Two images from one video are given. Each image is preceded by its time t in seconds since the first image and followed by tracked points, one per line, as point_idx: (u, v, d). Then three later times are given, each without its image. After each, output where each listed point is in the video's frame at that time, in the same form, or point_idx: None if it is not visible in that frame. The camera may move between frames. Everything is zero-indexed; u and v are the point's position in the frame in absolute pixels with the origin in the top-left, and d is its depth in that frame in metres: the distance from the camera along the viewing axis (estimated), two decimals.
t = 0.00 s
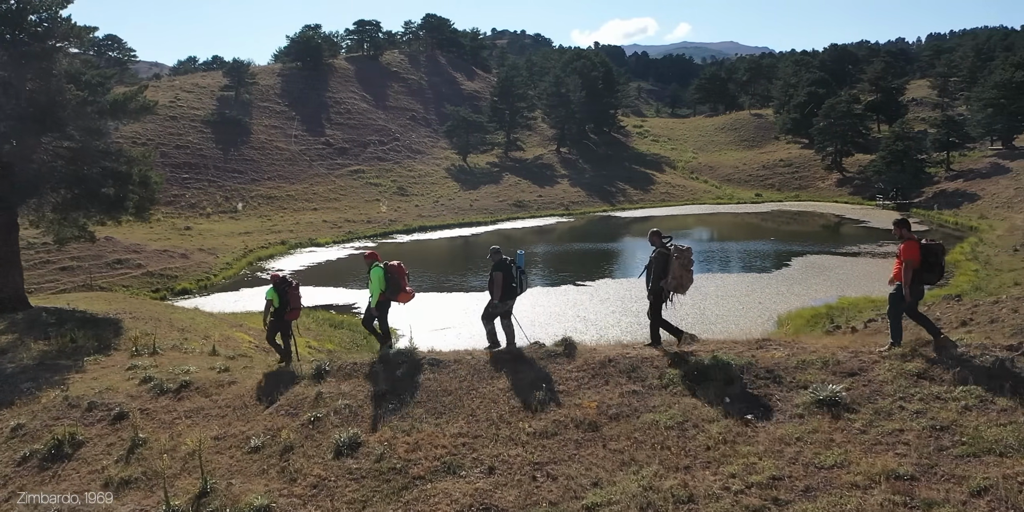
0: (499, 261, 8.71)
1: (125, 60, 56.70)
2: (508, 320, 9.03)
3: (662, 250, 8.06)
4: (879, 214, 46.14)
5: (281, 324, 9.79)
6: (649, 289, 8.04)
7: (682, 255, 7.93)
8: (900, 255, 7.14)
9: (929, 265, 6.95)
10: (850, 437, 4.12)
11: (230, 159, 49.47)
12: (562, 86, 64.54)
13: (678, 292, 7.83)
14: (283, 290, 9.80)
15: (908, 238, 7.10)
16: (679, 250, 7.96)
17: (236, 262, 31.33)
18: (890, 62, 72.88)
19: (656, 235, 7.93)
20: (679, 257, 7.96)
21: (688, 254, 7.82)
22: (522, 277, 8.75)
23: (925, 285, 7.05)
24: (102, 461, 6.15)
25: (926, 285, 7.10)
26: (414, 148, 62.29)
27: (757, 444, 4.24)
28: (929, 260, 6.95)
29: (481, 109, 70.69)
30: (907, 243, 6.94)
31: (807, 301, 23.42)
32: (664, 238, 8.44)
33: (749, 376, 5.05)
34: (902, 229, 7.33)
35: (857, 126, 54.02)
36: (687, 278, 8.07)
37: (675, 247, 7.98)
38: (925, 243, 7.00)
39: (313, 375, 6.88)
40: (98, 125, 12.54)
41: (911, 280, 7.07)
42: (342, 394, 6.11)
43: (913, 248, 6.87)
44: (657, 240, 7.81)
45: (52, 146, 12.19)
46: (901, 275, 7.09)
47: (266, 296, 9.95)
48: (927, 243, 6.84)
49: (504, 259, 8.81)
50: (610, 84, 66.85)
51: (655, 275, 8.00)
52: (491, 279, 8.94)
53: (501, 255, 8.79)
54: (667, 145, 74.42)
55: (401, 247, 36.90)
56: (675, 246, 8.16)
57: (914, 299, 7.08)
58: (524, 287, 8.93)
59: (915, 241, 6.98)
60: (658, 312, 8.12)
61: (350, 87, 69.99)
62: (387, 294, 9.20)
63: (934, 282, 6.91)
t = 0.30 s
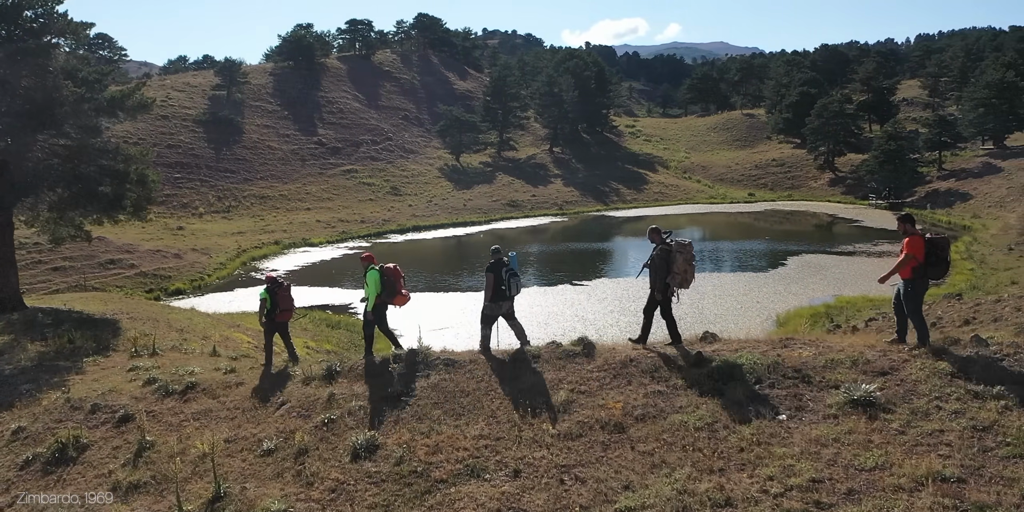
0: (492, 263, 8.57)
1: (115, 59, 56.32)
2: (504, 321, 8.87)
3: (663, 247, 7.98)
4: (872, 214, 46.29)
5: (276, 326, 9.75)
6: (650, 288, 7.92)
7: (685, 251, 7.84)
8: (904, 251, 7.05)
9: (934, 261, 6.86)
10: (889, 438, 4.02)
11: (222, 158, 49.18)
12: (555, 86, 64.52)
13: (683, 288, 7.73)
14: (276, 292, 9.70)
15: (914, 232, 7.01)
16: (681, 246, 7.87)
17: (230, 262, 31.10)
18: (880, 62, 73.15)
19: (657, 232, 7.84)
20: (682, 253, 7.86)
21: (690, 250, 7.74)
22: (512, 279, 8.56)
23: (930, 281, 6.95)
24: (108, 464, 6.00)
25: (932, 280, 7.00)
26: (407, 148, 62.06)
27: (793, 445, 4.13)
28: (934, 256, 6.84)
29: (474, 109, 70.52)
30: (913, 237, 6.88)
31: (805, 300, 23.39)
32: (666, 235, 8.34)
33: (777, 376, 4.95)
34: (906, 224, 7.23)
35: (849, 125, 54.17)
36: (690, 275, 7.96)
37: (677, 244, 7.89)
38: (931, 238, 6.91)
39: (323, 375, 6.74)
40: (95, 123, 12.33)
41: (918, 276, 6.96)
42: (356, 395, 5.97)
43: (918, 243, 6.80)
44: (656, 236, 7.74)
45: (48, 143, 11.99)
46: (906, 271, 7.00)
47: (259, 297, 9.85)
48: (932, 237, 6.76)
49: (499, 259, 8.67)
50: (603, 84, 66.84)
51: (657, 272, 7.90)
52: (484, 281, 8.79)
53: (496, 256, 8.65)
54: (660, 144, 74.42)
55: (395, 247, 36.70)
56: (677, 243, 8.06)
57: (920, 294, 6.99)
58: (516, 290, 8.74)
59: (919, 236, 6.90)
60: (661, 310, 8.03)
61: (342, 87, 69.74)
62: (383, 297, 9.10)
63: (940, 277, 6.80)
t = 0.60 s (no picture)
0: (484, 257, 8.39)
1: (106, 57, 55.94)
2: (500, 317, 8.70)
3: (662, 249, 7.91)
4: (866, 213, 46.37)
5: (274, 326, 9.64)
6: (647, 290, 7.84)
7: (683, 256, 7.78)
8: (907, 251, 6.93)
9: (937, 262, 6.76)
10: (931, 440, 3.92)
11: (215, 158, 48.88)
12: (548, 85, 64.41)
13: (679, 294, 7.71)
14: (274, 291, 9.54)
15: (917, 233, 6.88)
16: (680, 250, 7.80)
17: (224, 263, 30.88)
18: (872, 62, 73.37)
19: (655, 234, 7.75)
20: (681, 258, 7.79)
21: (687, 255, 7.72)
22: (505, 274, 8.39)
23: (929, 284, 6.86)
24: (116, 469, 5.85)
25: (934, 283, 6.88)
26: (400, 147, 61.81)
27: (832, 447, 4.02)
28: (935, 258, 6.76)
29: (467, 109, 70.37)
30: (916, 238, 6.76)
31: (803, 300, 23.32)
32: (664, 237, 8.25)
33: (807, 376, 4.85)
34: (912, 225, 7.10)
35: (841, 125, 54.27)
36: (687, 280, 7.93)
37: (676, 248, 7.83)
38: (933, 240, 6.80)
39: (334, 376, 6.59)
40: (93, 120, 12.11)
41: (917, 279, 6.88)
42: (371, 398, 5.83)
43: (921, 245, 6.70)
44: (656, 239, 7.67)
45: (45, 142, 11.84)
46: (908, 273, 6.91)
47: (256, 296, 9.70)
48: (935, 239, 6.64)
49: (494, 254, 8.54)
50: (595, 83, 66.80)
51: (653, 275, 7.85)
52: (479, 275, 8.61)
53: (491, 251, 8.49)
54: (652, 144, 74.41)
55: (390, 247, 36.50)
56: (676, 245, 7.98)
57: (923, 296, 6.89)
58: (509, 286, 8.48)
59: (923, 237, 6.78)
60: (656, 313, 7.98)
61: (335, 86, 69.46)
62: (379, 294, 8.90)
63: (940, 280, 6.71)
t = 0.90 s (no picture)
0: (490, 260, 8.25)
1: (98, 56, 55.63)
2: (505, 319, 8.56)
3: (666, 245, 7.79)
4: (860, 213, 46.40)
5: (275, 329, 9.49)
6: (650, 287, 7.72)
7: (687, 252, 7.66)
8: (915, 246, 6.98)
9: (946, 256, 6.92)
10: (978, 441, 3.81)
11: (208, 157, 48.61)
12: (542, 85, 64.28)
13: (685, 290, 7.58)
14: (276, 294, 9.37)
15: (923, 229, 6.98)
16: (683, 246, 7.69)
17: (219, 263, 30.67)
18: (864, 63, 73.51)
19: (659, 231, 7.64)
20: (685, 253, 7.67)
21: (692, 250, 7.62)
22: (509, 277, 8.27)
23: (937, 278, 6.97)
24: (126, 473, 5.70)
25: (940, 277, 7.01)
26: (394, 147, 61.58)
27: (875, 449, 3.91)
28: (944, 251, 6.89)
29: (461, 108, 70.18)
30: (928, 233, 6.82)
31: (802, 300, 23.24)
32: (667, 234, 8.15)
33: (838, 376, 4.75)
34: (914, 222, 7.25)
35: (835, 125, 54.33)
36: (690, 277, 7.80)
37: (680, 243, 7.71)
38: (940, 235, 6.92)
39: (347, 377, 6.45)
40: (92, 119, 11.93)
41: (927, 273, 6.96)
42: (389, 399, 5.70)
43: (934, 239, 6.79)
44: (658, 235, 7.56)
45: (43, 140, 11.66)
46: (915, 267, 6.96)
47: (258, 299, 9.55)
48: (948, 233, 6.74)
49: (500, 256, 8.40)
50: (589, 84, 66.74)
51: (656, 271, 7.72)
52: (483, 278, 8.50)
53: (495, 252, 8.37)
54: (646, 144, 74.40)
55: (385, 247, 36.31)
56: (680, 242, 7.89)
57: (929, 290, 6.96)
58: (513, 289, 8.37)
59: (932, 232, 6.88)
60: (661, 310, 7.84)
61: (328, 86, 69.22)
62: (378, 302, 8.70)
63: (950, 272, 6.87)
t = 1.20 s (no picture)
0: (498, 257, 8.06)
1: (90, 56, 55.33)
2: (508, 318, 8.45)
3: (668, 247, 7.67)
4: (855, 212, 46.46)
5: (274, 327, 9.41)
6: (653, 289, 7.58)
7: (689, 254, 7.55)
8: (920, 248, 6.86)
9: (952, 260, 6.71)
10: None
11: (202, 157, 48.36)
12: (536, 85, 64.14)
13: (686, 293, 7.47)
14: (277, 293, 9.27)
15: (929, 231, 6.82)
16: (686, 248, 7.58)
17: (215, 263, 30.47)
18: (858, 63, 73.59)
19: (662, 233, 7.54)
20: (687, 256, 7.57)
21: (694, 252, 7.52)
22: (518, 275, 8.11)
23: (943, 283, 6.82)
24: (137, 477, 5.55)
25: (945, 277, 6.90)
26: (388, 147, 61.35)
27: (920, 452, 3.80)
28: (950, 255, 6.72)
29: (455, 108, 69.97)
30: (930, 236, 6.68)
31: (803, 299, 23.17)
32: (668, 234, 8.02)
33: (874, 376, 4.63)
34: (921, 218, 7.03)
35: (829, 124, 54.38)
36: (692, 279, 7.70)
37: (682, 246, 7.60)
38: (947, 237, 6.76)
39: (361, 377, 6.30)
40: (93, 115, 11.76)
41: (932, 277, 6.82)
42: (408, 400, 5.56)
43: (936, 242, 6.65)
44: (661, 236, 7.45)
45: (40, 137, 11.41)
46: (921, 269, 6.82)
47: (259, 297, 9.45)
48: (951, 238, 6.59)
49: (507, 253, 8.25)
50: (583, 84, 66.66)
51: (660, 273, 7.62)
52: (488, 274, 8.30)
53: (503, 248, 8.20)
54: (640, 143, 74.37)
55: (379, 247, 36.07)
56: (682, 243, 7.76)
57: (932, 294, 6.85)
58: (520, 288, 8.24)
59: (936, 235, 6.69)
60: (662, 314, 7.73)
61: (322, 85, 68.98)
62: (376, 303, 8.58)
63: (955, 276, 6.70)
